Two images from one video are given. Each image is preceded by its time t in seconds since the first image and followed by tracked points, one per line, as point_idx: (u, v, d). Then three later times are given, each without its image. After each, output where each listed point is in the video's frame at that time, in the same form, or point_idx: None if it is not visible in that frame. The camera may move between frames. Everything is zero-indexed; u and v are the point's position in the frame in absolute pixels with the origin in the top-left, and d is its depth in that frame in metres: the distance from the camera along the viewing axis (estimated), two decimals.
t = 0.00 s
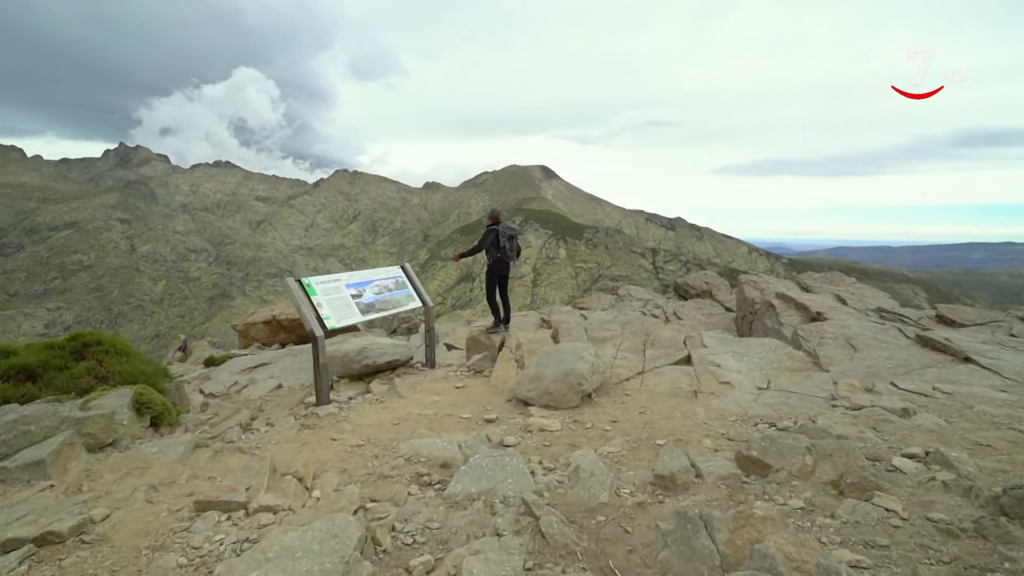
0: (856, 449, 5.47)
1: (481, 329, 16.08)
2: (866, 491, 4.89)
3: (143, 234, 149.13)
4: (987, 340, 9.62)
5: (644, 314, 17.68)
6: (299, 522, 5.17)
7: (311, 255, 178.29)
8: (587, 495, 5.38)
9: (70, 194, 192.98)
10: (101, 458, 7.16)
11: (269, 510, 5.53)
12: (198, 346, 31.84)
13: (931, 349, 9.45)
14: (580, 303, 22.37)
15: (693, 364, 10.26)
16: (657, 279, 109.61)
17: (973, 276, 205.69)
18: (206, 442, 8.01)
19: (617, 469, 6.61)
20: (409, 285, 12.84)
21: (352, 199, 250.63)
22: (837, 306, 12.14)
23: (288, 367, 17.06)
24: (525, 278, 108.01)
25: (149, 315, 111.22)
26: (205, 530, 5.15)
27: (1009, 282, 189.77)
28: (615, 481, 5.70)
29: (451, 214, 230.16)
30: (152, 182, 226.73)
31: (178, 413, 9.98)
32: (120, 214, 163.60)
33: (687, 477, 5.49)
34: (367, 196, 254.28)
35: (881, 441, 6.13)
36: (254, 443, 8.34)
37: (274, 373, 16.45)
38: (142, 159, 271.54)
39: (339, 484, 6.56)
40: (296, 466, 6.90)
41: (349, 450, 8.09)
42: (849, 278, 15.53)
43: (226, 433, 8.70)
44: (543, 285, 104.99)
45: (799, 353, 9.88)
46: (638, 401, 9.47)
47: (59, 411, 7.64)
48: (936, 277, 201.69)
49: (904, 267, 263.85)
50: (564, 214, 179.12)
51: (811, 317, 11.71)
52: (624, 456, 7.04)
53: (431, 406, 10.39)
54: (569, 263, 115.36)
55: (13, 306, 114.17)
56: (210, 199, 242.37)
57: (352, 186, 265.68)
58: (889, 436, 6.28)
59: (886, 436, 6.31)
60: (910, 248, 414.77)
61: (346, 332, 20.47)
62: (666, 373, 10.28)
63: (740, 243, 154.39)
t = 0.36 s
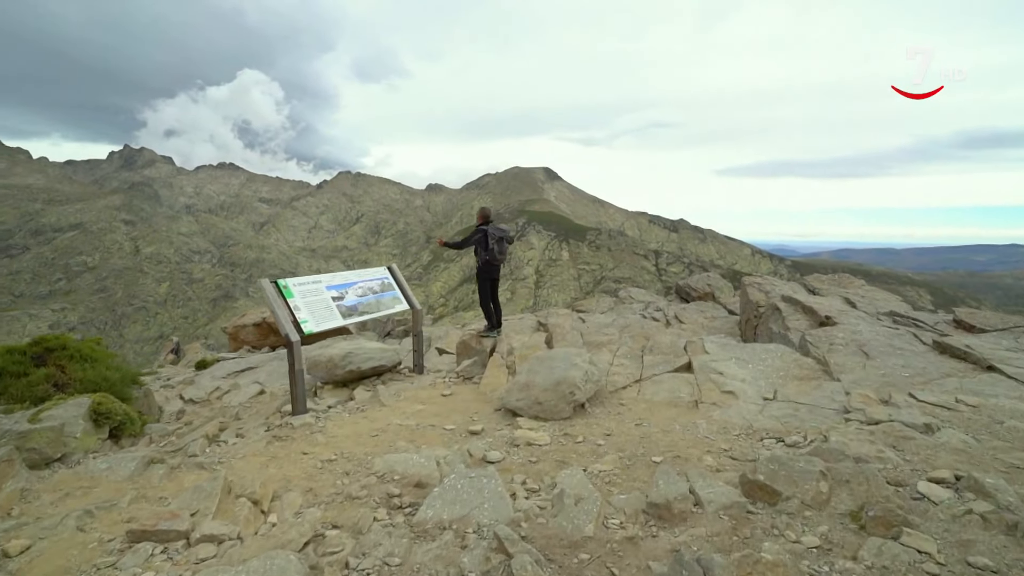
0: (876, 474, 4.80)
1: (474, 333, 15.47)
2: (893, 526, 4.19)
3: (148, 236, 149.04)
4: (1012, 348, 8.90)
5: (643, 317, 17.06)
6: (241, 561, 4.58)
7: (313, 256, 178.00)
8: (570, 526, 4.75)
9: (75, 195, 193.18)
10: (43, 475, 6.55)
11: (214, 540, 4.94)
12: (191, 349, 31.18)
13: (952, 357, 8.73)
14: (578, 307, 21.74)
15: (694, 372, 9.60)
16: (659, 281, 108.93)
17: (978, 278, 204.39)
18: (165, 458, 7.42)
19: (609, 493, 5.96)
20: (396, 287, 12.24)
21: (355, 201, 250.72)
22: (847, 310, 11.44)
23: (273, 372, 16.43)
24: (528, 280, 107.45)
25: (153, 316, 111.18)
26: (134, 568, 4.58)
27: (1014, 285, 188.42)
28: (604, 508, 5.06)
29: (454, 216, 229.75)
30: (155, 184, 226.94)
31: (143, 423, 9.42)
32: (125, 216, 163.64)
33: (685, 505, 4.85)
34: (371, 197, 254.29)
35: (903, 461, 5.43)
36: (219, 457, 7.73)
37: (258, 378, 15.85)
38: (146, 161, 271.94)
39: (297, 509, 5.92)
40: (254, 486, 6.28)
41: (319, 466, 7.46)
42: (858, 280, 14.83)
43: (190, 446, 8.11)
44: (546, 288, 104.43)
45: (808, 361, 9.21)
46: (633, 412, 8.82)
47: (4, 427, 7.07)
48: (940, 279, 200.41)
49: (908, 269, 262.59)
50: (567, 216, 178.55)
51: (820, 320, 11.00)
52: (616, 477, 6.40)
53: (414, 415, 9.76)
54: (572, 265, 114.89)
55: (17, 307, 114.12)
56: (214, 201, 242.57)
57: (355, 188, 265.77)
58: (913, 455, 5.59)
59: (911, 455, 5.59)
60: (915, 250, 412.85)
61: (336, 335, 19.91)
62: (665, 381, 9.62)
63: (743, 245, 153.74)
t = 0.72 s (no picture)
0: (915, 505, 4.12)
1: (471, 335, 14.89)
2: None
3: (155, 236, 149.32)
4: None
5: (647, 320, 16.39)
6: None
7: (319, 257, 178.16)
8: (561, 566, 4.10)
9: (83, 196, 194.12)
10: None
11: None
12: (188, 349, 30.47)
13: (984, 366, 8.02)
14: (581, 309, 21.15)
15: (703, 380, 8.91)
16: (665, 282, 108.08)
17: (986, 280, 202.41)
18: (125, 473, 6.86)
19: (608, 522, 5.30)
20: (386, 287, 11.66)
21: (360, 202, 250.68)
22: (865, 314, 10.72)
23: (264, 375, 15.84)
24: (532, 281, 106.85)
25: (160, 315, 111.21)
26: None
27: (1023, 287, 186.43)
28: (601, 541, 4.42)
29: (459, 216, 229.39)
30: (162, 185, 227.95)
31: (111, 432, 8.87)
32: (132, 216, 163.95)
33: (693, 542, 4.20)
34: (375, 198, 254.29)
35: (944, 487, 4.72)
36: (186, 471, 7.15)
37: (248, 382, 15.32)
38: (153, 162, 273.17)
39: (257, 538, 5.31)
40: (212, 509, 5.66)
41: (292, 484, 6.83)
42: (873, 282, 14.11)
43: (156, 459, 7.53)
44: (550, 288, 103.75)
45: (825, 369, 8.54)
46: (636, 424, 8.15)
47: None
48: (948, 281, 198.48)
49: (915, 271, 260.55)
50: (572, 217, 177.79)
51: (835, 325, 10.33)
52: (616, 500, 5.75)
53: (402, 424, 9.13)
54: (577, 266, 114.13)
55: (26, 307, 114.35)
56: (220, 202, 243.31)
57: (360, 189, 265.94)
58: (954, 480, 4.89)
59: (950, 481, 4.91)
60: (923, 251, 409.31)
61: (331, 336, 19.36)
62: (671, 391, 8.93)
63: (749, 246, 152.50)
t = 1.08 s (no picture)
0: (989, 560, 3.44)
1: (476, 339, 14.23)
2: None
3: (171, 236, 150.64)
4: None
5: (660, 323, 15.65)
6: None
7: (332, 257, 178.90)
8: None
9: (102, 196, 196.78)
10: None
11: None
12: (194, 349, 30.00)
13: None
14: (592, 311, 20.43)
15: (721, 391, 8.22)
16: (678, 283, 106.77)
17: (1007, 281, 197.86)
18: (94, 490, 6.36)
19: (616, 561, 4.70)
20: (386, 289, 11.09)
21: (372, 202, 251.54)
22: (899, 318, 9.90)
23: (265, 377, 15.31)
24: (544, 281, 106.07)
25: (176, 313, 112.02)
26: None
27: None
28: None
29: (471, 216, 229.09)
30: (179, 186, 230.39)
31: (92, 441, 8.37)
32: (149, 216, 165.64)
33: None
34: (388, 199, 254.99)
35: (1013, 530, 4.04)
36: (158, 488, 6.61)
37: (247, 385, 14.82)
38: (171, 163, 276.40)
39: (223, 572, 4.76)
40: (177, 539, 5.12)
41: (271, 504, 6.27)
42: (902, 284, 13.28)
43: (130, 473, 7.03)
44: (562, 288, 102.90)
45: (859, 380, 7.79)
46: (650, 440, 7.50)
47: None
48: (968, 282, 194.37)
49: (934, 272, 255.79)
50: (584, 217, 176.64)
51: (867, 331, 9.53)
52: (624, 531, 5.13)
53: (397, 436, 8.51)
54: (588, 266, 113.27)
55: (47, 306, 116.07)
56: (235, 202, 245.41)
57: (373, 190, 266.76)
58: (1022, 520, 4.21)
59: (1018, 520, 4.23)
60: (941, 250, 402.12)
61: (335, 338, 18.90)
62: (687, 402, 8.24)
63: (763, 246, 150.46)
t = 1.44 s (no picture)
0: None
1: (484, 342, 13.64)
2: None
3: (195, 236, 153.18)
4: None
5: (678, 327, 14.93)
6: None
7: (351, 257, 180.36)
8: None
9: (130, 197, 201.14)
10: None
11: None
12: (210, 349, 29.90)
13: None
14: (607, 313, 19.78)
15: (747, 404, 7.51)
16: (698, 283, 105.29)
17: None
18: (63, 508, 5.95)
19: None
20: (389, 291, 10.62)
21: (391, 203, 253.08)
22: (942, 326, 9.08)
23: (272, 380, 14.91)
24: (562, 282, 105.40)
25: (200, 310, 113.80)
26: None
27: None
28: None
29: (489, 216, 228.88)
30: (202, 187, 234.37)
31: (76, 451, 8.04)
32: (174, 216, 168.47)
33: None
34: (406, 199, 256.24)
35: None
36: (133, 505, 6.17)
37: (251, 388, 14.45)
38: (195, 164, 281.55)
39: None
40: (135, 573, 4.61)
41: (251, 525, 5.76)
42: (941, 287, 12.36)
43: (108, 487, 6.65)
44: (580, 289, 102.13)
45: (905, 396, 6.96)
46: (668, 458, 6.84)
47: None
48: (999, 284, 188.33)
49: (962, 274, 248.74)
50: (602, 217, 175.27)
51: (908, 340, 8.67)
52: (636, 571, 4.53)
53: (396, 449, 7.97)
54: (606, 266, 112.22)
55: (77, 304, 118.85)
56: (257, 202, 248.95)
57: (391, 190, 268.39)
58: None
59: None
60: (971, 250, 391.11)
61: (346, 339, 18.52)
62: (709, 416, 7.56)
63: (784, 246, 147.61)
